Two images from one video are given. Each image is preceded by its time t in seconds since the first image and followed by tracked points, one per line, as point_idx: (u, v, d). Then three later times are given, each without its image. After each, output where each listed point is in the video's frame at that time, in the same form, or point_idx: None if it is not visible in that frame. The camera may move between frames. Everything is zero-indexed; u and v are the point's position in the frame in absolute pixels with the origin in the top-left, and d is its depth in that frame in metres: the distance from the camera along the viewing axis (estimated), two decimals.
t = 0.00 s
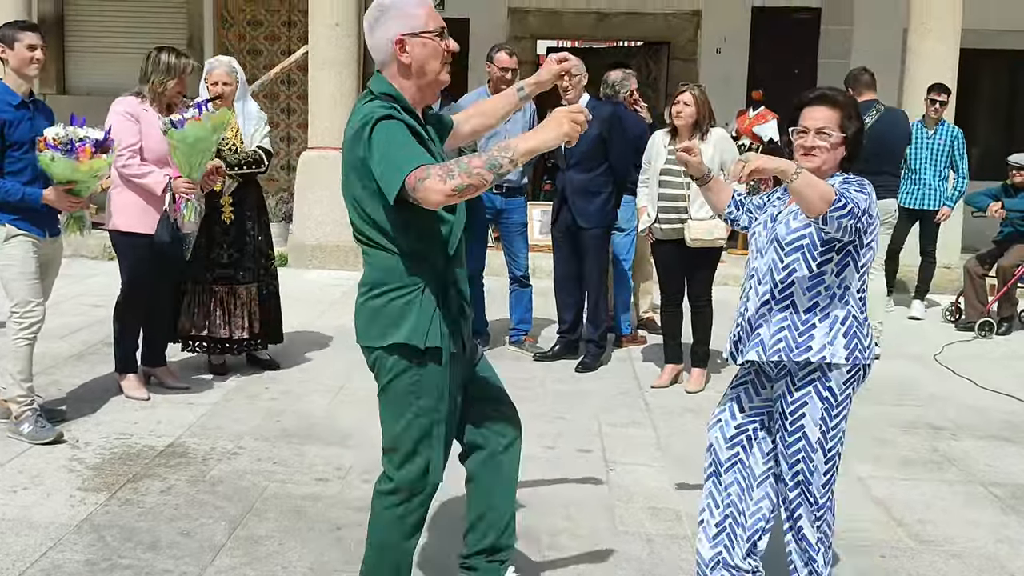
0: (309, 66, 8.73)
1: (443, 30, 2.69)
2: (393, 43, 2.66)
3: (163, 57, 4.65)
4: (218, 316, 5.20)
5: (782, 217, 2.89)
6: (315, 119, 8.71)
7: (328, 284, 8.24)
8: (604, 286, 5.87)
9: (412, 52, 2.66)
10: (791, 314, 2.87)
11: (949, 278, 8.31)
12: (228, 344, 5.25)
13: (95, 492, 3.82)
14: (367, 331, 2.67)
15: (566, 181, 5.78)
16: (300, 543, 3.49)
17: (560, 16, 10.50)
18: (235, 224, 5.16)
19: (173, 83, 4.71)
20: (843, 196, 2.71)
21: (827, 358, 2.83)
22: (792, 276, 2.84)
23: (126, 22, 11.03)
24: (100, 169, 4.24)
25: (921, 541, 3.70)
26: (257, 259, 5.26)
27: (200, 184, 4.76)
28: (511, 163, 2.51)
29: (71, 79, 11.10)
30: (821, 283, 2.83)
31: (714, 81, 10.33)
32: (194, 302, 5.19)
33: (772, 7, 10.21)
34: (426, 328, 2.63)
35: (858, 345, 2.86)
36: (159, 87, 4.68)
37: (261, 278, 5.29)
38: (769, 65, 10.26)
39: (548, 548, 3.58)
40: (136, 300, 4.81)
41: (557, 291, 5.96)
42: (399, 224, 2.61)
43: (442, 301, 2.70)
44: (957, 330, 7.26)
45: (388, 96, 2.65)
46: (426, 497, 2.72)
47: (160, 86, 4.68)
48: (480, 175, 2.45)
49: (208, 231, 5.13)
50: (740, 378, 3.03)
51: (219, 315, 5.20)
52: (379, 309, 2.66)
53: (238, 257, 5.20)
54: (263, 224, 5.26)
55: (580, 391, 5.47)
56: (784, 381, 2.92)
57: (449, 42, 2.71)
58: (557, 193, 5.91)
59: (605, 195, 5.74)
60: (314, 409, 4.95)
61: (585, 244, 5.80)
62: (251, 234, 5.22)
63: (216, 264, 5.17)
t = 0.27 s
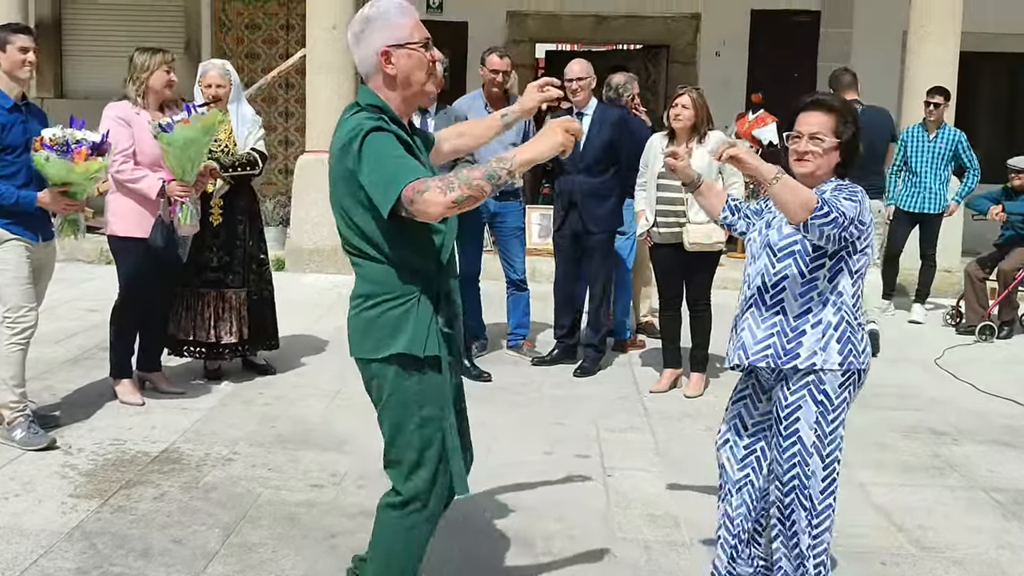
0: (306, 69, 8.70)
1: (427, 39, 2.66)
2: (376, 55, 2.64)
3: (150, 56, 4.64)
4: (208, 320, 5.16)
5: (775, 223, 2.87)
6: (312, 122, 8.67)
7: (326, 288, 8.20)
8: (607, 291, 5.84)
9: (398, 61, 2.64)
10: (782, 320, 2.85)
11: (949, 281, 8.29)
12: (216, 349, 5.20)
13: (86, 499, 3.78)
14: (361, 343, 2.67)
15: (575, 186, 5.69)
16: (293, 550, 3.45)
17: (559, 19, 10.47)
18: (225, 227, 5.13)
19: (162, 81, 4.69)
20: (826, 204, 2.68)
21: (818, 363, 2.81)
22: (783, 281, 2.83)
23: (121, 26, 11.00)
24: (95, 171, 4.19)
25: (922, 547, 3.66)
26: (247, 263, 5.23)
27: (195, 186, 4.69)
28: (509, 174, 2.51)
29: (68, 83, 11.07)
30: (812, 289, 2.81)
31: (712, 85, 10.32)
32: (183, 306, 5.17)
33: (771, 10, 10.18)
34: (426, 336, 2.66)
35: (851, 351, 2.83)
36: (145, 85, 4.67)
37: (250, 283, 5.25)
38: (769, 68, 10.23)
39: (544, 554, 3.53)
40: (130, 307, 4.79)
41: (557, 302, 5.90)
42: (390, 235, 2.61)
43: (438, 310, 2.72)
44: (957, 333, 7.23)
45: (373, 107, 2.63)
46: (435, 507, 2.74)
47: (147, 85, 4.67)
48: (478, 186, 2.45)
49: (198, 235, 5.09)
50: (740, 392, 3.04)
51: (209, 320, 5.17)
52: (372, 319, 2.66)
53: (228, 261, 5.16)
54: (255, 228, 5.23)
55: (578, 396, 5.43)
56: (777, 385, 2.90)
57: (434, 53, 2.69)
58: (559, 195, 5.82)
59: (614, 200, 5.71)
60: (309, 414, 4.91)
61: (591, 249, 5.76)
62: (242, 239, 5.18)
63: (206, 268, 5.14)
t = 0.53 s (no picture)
0: (304, 71, 8.67)
1: (412, 32, 2.65)
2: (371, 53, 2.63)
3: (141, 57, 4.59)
4: (203, 323, 5.14)
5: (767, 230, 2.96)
6: (310, 124, 8.65)
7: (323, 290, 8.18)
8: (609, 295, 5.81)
9: (388, 57, 2.63)
10: (773, 325, 2.95)
11: (948, 284, 8.26)
12: (210, 351, 5.19)
13: (79, 504, 3.75)
14: (343, 339, 2.68)
15: (582, 188, 5.61)
16: (286, 556, 3.42)
17: (558, 21, 10.41)
18: (220, 229, 5.09)
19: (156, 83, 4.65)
20: (805, 212, 2.77)
21: (808, 368, 2.92)
22: (776, 288, 2.93)
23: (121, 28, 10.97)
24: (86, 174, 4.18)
25: (920, 553, 3.63)
26: (242, 266, 5.19)
27: (190, 186, 4.66)
28: (495, 149, 2.50)
29: (66, 85, 11.04)
30: (803, 295, 2.91)
31: (711, 86, 10.30)
32: (177, 307, 5.14)
33: (770, 12, 10.16)
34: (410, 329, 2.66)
35: (840, 354, 2.95)
36: (138, 86, 4.63)
37: (246, 286, 5.22)
38: (767, 70, 10.20)
39: (539, 560, 3.50)
40: (127, 311, 4.74)
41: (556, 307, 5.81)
42: (381, 225, 2.61)
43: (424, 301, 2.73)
44: (957, 336, 7.20)
45: (364, 101, 2.62)
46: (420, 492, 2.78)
47: (141, 87, 4.64)
48: (467, 165, 2.45)
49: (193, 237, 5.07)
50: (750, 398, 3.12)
51: (203, 322, 5.14)
52: (357, 315, 2.66)
53: (223, 264, 5.13)
54: (251, 231, 5.20)
55: (576, 399, 5.40)
56: (764, 384, 3.00)
57: (423, 50, 2.69)
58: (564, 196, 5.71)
59: (618, 203, 5.66)
60: (304, 418, 4.88)
61: (593, 253, 5.72)
62: (237, 241, 5.15)
63: (200, 270, 5.10)
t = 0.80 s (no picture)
0: (303, 75, 8.66)
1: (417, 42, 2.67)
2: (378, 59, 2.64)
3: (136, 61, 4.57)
4: (202, 328, 5.13)
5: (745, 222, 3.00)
6: (309, 129, 8.64)
7: (322, 294, 8.17)
8: (609, 299, 5.76)
9: (391, 68, 2.65)
10: (742, 317, 2.97)
11: (947, 288, 8.25)
12: (209, 356, 5.16)
13: (72, 510, 3.73)
14: (352, 340, 2.68)
15: (579, 192, 5.57)
16: (280, 562, 3.40)
17: (557, 25, 10.41)
18: (218, 233, 5.08)
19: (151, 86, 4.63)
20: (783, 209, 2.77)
21: (773, 359, 2.93)
22: (747, 277, 2.94)
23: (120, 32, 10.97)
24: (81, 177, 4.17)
25: (918, 558, 3.61)
26: (240, 270, 5.16)
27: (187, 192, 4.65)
28: (499, 164, 2.54)
29: (65, 89, 11.04)
30: (770, 286, 2.91)
31: (711, 90, 10.30)
32: (174, 312, 5.13)
33: (769, 15, 10.14)
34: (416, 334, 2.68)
35: (809, 349, 2.94)
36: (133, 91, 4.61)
37: (246, 289, 5.20)
38: (767, 74, 10.19)
39: (535, 566, 3.49)
40: (122, 316, 4.73)
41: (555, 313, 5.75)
42: (389, 228, 2.63)
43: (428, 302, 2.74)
44: (956, 340, 7.18)
45: (371, 108, 2.63)
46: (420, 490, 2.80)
47: (135, 92, 4.62)
48: (470, 176, 2.49)
49: (190, 240, 5.05)
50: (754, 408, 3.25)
51: (200, 327, 5.12)
52: (366, 317, 2.66)
53: (220, 267, 5.11)
54: (249, 235, 5.17)
55: (574, 404, 5.38)
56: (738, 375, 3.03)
57: (424, 59, 2.72)
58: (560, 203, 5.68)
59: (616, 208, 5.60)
60: (301, 423, 4.86)
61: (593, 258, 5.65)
62: (235, 245, 5.12)
63: (199, 274, 5.10)
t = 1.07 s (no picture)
0: (302, 78, 8.65)
1: (425, 46, 2.74)
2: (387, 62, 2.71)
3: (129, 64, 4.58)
4: (200, 330, 5.10)
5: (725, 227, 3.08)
6: (308, 132, 8.63)
7: (320, 297, 8.16)
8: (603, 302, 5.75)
9: (400, 70, 2.72)
10: (724, 319, 3.05)
11: (946, 291, 8.23)
12: (208, 358, 5.13)
13: (66, 514, 3.72)
14: (361, 330, 2.79)
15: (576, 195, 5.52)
16: (275, 566, 3.39)
17: (556, 27, 10.39)
18: (216, 236, 5.07)
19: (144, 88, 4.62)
20: (744, 219, 2.86)
21: (752, 360, 2.98)
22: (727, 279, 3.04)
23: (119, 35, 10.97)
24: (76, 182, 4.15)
25: (915, 562, 3.60)
26: (238, 272, 5.15)
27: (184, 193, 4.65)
28: (531, 194, 2.65)
29: (64, 91, 11.04)
30: (748, 289, 2.99)
31: (710, 93, 10.30)
32: (172, 313, 5.11)
33: (769, 18, 10.13)
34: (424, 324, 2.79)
35: (789, 350, 2.98)
36: (127, 93, 4.61)
37: (244, 291, 5.19)
38: (766, 77, 10.18)
39: (530, 570, 3.47)
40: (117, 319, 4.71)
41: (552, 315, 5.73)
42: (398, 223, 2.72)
43: (434, 296, 2.85)
44: (955, 343, 7.17)
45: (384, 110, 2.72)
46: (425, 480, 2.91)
47: (132, 95, 4.61)
48: (501, 199, 2.61)
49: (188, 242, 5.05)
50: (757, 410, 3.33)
51: (197, 329, 5.10)
52: (375, 308, 2.77)
53: (219, 270, 5.10)
54: (247, 237, 5.16)
55: (571, 407, 5.37)
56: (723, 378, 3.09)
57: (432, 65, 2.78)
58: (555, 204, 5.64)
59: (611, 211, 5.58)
60: (297, 426, 4.85)
61: (589, 260, 5.62)
62: (233, 248, 5.11)
63: (197, 276, 5.09)
